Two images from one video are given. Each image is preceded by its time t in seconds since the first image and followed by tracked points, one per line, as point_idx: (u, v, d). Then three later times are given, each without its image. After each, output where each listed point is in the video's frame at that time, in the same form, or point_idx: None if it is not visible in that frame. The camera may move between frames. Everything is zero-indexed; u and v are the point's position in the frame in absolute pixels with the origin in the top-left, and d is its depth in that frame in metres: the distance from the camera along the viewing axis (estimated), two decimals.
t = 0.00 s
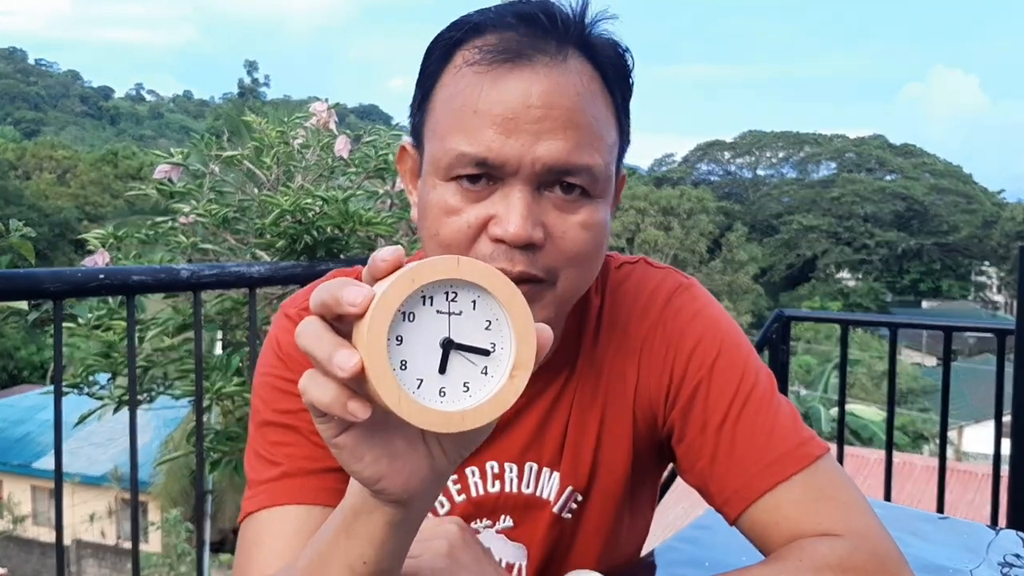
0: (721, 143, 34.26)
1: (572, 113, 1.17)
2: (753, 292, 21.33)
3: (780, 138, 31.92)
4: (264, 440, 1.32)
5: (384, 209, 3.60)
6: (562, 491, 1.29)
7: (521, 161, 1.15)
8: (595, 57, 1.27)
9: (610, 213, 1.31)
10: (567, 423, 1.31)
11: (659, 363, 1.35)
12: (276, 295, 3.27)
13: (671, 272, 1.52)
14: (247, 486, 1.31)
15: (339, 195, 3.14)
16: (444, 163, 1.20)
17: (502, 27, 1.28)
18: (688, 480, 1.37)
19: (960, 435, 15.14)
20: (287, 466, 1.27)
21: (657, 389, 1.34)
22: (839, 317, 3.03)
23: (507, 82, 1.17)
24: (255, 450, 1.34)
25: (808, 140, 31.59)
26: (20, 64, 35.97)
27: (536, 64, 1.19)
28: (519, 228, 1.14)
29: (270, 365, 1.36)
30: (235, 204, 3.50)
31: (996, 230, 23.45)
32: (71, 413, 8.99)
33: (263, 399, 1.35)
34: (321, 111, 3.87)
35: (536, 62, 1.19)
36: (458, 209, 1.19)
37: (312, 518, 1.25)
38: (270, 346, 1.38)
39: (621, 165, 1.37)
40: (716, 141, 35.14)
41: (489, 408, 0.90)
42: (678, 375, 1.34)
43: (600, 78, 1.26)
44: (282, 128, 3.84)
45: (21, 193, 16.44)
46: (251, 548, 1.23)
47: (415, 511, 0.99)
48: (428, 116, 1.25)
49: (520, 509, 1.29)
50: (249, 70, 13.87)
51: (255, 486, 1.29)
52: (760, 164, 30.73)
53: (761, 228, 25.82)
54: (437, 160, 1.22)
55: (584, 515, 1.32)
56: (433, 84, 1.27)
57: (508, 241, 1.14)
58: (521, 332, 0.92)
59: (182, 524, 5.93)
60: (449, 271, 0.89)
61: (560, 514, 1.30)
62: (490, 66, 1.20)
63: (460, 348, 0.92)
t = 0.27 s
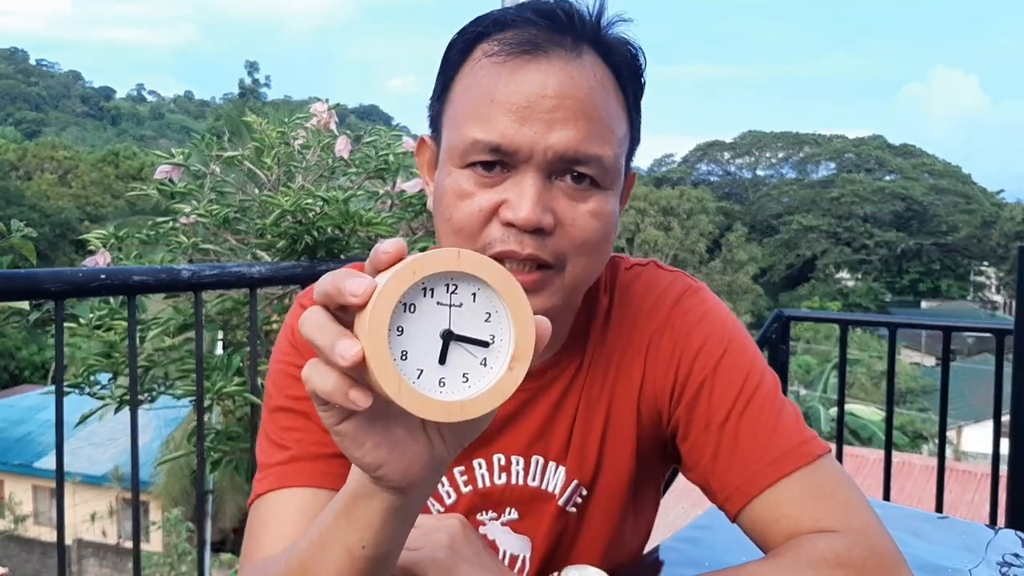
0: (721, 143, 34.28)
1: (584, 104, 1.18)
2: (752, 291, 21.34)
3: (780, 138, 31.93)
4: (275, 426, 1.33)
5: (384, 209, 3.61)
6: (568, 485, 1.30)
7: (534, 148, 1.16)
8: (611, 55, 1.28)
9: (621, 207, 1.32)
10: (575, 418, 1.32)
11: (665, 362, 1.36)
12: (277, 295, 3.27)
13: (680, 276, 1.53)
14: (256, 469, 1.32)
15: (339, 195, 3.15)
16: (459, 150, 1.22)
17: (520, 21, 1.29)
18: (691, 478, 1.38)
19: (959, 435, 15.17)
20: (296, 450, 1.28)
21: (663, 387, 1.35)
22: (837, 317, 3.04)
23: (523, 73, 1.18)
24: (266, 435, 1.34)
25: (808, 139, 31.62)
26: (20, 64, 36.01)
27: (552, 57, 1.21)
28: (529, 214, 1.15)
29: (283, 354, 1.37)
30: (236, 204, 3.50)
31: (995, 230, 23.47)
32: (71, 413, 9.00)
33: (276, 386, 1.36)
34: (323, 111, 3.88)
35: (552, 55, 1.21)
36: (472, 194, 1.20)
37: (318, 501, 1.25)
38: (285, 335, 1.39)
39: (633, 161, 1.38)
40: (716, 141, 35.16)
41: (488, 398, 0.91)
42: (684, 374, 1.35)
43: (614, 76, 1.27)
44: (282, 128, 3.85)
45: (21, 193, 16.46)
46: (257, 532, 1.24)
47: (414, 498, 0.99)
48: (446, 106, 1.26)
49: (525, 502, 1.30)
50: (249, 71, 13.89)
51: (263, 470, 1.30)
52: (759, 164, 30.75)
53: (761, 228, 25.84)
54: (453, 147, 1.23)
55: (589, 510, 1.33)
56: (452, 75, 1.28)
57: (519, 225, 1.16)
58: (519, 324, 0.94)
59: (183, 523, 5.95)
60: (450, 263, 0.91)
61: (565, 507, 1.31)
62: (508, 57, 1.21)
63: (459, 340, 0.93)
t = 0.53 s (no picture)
0: (721, 143, 34.27)
1: (570, 90, 1.17)
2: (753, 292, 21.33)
3: (780, 138, 31.92)
4: (281, 417, 1.32)
5: (384, 209, 3.60)
6: (571, 482, 1.30)
7: (520, 135, 1.15)
8: (596, 45, 1.27)
9: (613, 197, 1.30)
10: (578, 416, 1.31)
11: (668, 362, 1.36)
12: (276, 295, 3.26)
13: (685, 277, 1.52)
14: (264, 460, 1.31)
15: (339, 195, 3.14)
16: (449, 142, 1.21)
17: (507, 14, 1.29)
18: (694, 478, 1.37)
19: (960, 435, 15.16)
20: (303, 441, 1.27)
21: (666, 387, 1.35)
22: (839, 318, 3.03)
23: (508, 63, 1.18)
24: (272, 427, 1.33)
25: (808, 140, 31.65)
26: (20, 64, 36.00)
27: (536, 47, 1.20)
28: (519, 200, 1.14)
29: (290, 346, 1.37)
30: (235, 204, 3.50)
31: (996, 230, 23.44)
32: (71, 413, 8.99)
33: (284, 378, 1.35)
34: (322, 111, 3.90)
35: (536, 44, 1.20)
36: (463, 182, 1.19)
37: (325, 490, 1.24)
38: (292, 329, 1.39)
39: (626, 152, 1.36)
40: (716, 141, 35.15)
41: (495, 384, 0.90)
42: (689, 373, 1.34)
43: (600, 66, 1.25)
44: (282, 128, 3.85)
45: (21, 193, 16.43)
46: (263, 521, 1.23)
47: (422, 485, 0.98)
48: (437, 100, 1.26)
49: (528, 498, 1.29)
50: (250, 72, 13.92)
51: (270, 461, 1.29)
52: (760, 164, 30.75)
53: (762, 228, 25.84)
54: (444, 139, 1.23)
55: (592, 508, 1.32)
56: (442, 70, 1.28)
57: (508, 212, 1.14)
58: (528, 309, 0.92)
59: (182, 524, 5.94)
60: (457, 247, 0.90)
61: (569, 504, 1.30)
62: (493, 48, 1.21)
63: (467, 325, 0.92)
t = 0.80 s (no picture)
0: (721, 144, 34.33)
1: (565, 88, 1.19)
2: (751, 292, 21.37)
3: (779, 138, 31.99)
4: (282, 414, 1.32)
5: (384, 210, 3.62)
6: (569, 480, 1.32)
7: (515, 131, 1.17)
8: (593, 44, 1.29)
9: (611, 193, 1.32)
10: (576, 416, 1.34)
11: (667, 362, 1.38)
12: (277, 295, 3.28)
13: (683, 278, 1.54)
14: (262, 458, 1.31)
15: (340, 196, 3.16)
16: (446, 139, 1.23)
17: (503, 13, 1.31)
18: (692, 477, 1.39)
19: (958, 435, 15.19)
20: (301, 440, 1.26)
21: (664, 387, 1.37)
22: (837, 317, 3.05)
23: (504, 60, 1.20)
24: (271, 425, 1.33)
25: (807, 140, 31.71)
26: (20, 65, 36.06)
27: (532, 45, 1.22)
28: (514, 195, 1.15)
29: (291, 347, 1.37)
30: (236, 204, 3.51)
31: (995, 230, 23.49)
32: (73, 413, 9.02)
33: (284, 376, 1.35)
34: (323, 113, 3.96)
35: (532, 42, 1.22)
36: (460, 179, 1.21)
37: (321, 490, 1.23)
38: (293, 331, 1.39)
39: (623, 150, 1.37)
40: (715, 141, 35.22)
41: (485, 391, 0.89)
42: (686, 373, 1.36)
43: (597, 63, 1.27)
44: (283, 129, 3.88)
45: (22, 193, 16.47)
46: (262, 519, 1.23)
47: (414, 489, 0.96)
48: (435, 100, 1.28)
49: (526, 497, 1.32)
50: (250, 73, 13.97)
51: (269, 459, 1.28)
52: (759, 164, 30.81)
53: (761, 228, 25.88)
54: (442, 137, 1.24)
55: (591, 506, 1.34)
56: (440, 70, 1.30)
57: (505, 207, 1.16)
58: (519, 316, 0.92)
59: (184, 523, 5.96)
60: (447, 254, 0.90)
61: (567, 502, 1.32)
62: (489, 46, 1.23)
63: (457, 332, 0.92)
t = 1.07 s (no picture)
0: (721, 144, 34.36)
1: (551, 84, 1.19)
2: (751, 292, 21.36)
3: (779, 138, 32.01)
4: (282, 413, 1.32)
5: (384, 210, 3.62)
6: (570, 480, 1.32)
7: (503, 129, 1.17)
8: (582, 39, 1.29)
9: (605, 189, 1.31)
10: (577, 414, 1.34)
11: (667, 361, 1.38)
12: (277, 295, 3.28)
13: (683, 277, 1.54)
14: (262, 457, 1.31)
15: (339, 196, 3.16)
16: (435, 139, 1.23)
17: (491, 12, 1.32)
18: (693, 478, 1.39)
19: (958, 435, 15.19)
20: (302, 438, 1.27)
21: (666, 386, 1.37)
22: (837, 318, 3.05)
23: (489, 59, 1.21)
24: (272, 424, 1.33)
25: (807, 140, 31.72)
26: (20, 65, 36.07)
27: (518, 43, 1.22)
28: (505, 192, 1.15)
29: (291, 346, 1.37)
30: (236, 205, 3.51)
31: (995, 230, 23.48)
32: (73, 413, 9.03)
33: (284, 375, 1.35)
34: (323, 113, 3.97)
35: (518, 40, 1.23)
36: (452, 179, 1.20)
37: (320, 489, 1.23)
38: (294, 329, 1.39)
39: (617, 146, 1.37)
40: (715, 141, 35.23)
41: (486, 375, 0.89)
42: (687, 373, 1.36)
43: (587, 58, 1.27)
44: (283, 129, 3.88)
45: (22, 194, 16.46)
46: (263, 516, 1.22)
47: (416, 484, 0.96)
48: (425, 101, 1.29)
49: (527, 496, 1.32)
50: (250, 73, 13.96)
51: (269, 458, 1.28)
52: (759, 164, 30.82)
53: (761, 228, 25.89)
54: (431, 138, 1.25)
55: (592, 505, 1.34)
56: (430, 71, 1.31)
57: (495, 206, 1.15)
58: (518, 301, 0.91)
59: (184, 523, 5.96)
60: (448, 242, 0.91)
61: (568, 502, 1.32)
62: (476, 46, 1.23)
63: (458, 316, 0.92)
